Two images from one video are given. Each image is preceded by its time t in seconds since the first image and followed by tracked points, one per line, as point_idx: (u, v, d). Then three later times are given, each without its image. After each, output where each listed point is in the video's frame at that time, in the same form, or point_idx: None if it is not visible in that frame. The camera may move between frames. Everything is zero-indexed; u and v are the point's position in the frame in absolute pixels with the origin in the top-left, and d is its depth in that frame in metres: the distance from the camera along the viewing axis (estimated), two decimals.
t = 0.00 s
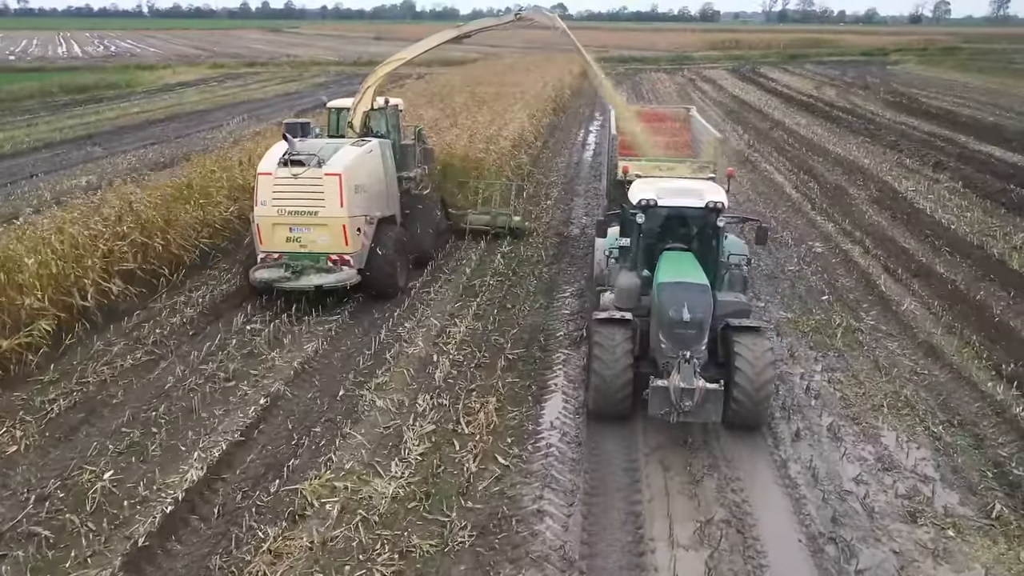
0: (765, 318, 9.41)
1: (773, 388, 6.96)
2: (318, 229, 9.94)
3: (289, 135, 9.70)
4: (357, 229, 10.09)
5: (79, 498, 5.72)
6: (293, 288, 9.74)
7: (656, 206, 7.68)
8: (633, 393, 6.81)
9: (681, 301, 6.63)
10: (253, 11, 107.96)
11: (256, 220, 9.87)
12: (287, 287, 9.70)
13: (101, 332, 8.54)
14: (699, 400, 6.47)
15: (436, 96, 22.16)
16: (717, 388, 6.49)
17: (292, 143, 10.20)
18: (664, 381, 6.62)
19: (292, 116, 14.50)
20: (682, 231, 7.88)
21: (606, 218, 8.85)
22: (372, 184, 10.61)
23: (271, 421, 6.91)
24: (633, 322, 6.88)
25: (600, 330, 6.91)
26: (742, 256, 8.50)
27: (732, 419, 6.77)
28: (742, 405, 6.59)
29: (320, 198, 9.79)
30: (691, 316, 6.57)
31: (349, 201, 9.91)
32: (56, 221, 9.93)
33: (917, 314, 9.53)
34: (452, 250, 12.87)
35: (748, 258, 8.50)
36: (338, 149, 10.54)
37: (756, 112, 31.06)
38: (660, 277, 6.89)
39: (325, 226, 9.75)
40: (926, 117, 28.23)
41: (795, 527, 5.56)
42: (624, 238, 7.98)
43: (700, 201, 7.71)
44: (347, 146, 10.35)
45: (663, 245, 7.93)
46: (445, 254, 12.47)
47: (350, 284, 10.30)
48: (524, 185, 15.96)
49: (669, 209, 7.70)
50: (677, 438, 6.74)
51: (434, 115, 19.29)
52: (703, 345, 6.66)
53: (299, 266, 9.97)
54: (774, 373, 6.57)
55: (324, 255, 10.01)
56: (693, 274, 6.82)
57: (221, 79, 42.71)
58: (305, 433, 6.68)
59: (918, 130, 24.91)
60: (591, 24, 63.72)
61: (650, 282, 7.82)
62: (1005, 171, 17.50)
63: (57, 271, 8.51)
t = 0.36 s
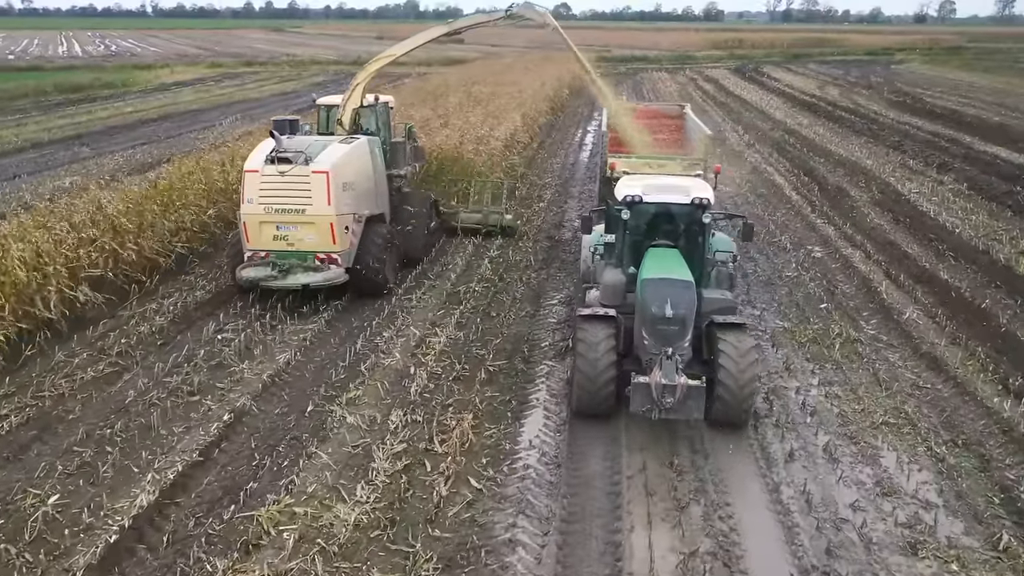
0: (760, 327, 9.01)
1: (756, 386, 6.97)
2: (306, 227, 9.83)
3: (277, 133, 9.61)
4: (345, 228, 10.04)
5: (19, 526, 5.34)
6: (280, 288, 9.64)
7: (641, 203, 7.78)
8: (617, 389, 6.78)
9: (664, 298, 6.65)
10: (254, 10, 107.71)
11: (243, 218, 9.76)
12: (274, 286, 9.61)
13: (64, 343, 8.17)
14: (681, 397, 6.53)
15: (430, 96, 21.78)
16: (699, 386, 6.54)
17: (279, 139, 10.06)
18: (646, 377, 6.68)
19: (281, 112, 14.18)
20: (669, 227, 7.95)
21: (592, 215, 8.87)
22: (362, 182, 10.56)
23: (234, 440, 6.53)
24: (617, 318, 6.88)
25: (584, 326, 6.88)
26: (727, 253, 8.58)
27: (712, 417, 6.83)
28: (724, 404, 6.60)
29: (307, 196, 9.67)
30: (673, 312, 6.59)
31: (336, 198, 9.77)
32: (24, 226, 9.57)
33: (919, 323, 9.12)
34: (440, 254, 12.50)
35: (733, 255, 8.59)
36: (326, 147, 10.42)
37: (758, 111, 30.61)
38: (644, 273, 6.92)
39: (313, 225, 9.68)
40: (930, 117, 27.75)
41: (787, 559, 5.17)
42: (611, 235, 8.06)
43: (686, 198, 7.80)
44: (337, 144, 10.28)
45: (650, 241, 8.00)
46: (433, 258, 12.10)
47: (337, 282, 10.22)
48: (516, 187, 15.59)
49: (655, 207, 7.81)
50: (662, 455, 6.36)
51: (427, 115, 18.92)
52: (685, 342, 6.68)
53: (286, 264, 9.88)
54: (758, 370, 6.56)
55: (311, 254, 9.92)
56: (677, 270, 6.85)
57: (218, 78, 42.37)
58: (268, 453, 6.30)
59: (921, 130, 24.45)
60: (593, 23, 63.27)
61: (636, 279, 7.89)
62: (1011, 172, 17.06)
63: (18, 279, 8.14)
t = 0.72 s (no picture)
0: (755, 342, 8.59)
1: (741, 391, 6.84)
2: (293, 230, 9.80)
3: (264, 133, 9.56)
4: (332, 231, 9.97)
5: None
6: (267, 290, 9.55)
7: (626, 202, 7.72)
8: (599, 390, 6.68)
9: (647, 297, 6.60)
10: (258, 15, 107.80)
11: (229, 220, 9.74)
12: (261, 288, 9.51)
13: (23, 357, 7.79)
14: (662, 397, 6.43)
15: (425, 101, 21.41)
16: (680, 385, 6.43)
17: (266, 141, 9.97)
18: (627, 378, 6.58)
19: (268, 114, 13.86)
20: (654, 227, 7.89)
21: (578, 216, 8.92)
22: (352, 184, 10.52)
23: (190, 464, 6.13)
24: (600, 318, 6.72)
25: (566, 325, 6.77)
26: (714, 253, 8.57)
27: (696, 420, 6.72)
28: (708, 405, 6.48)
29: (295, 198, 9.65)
30: (655, 312, 6.55)
31: (324, 202, 9.73)
32: None
33: (923, 338, 8.70)
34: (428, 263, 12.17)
35: (720, 255, 8.59)
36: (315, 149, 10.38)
37: (760, 116, 30.22)
38: (627, 272, 6.88)
39: (300, 227, 9.63)
40: (935, 122, 27.31)
41: None
42: (596, 234, 7.99)
43: (672, 198, 7.75)
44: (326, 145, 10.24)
45: (635, 241, 7.93)
46: (418, 267, 11.72)
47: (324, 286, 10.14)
48: (509, 193, 15.23)
49: (640, 206, 7.73)
50: (646, 481, 5.95)
51: (421, 119, 18.59)
52: (668, 342, 6.62)
53: (274, 267, 9.81)
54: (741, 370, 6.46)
55: (298, 257, 9.87)
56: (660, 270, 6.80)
57: (217, 82, 42.13)
58: (224, 480, 5.90)
59: (925, 135, 24.01)
60: (595, 28, 62.99)
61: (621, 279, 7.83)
62: (1018, 179, 16.63)
63: None
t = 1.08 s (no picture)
0: (749, 360, 8.19)
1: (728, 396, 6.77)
2: (280, 235, 9.61)
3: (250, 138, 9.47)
4: (319, 236, 9.79)
5: None
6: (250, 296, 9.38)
7: (611, 207, 7.61)
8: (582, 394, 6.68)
9: (629, 301, 6.59)
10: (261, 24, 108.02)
11: (214, 225, 9.55)
12: (245, 294, 9.34)
13: None
14: (644, 402, 6.41)
15: (419, 108, 21.09)
16: (662, 389, 6.41)
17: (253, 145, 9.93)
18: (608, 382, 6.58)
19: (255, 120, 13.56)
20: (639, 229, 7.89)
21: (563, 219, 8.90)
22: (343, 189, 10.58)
23: (141, 493, 5.75)
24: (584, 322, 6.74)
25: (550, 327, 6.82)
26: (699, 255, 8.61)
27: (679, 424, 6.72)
28: (692, 410, 6.44)
29: (281, 203, 9.45)
30: (637, 316, 6.55)
31: (310, 207, 9.54)
32: None
33: (925, 356, 8.31)
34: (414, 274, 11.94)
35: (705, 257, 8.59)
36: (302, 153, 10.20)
37: (762, 124, 29.86)
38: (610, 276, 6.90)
39: (286, 232, 9.42)
40: (940, 130, 26.91)
41: None
42: (582, 238, 7.94)
43: (657, 201, 7.64)
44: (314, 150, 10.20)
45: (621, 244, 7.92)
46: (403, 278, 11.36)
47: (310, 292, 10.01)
48: (502, 203, 14.90)
49: (626, 209, 7.64)
50: (626, 514, 5.57)
51: (414, 127, 18.27)
52: (651, 346, 6.63)
53: (259, 273, 9.65)
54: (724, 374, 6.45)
55: (285, 263, 9.70)
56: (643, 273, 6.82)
57: (217, 90, 41.92)
58: (175, 512, 5.51)
59: (930, 143, 23.59)
60: (598, 36, 62.74)
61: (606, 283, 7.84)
62: None
63: None
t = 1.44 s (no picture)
0: (742, 379, 7.77)
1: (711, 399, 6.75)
2: (264, 238, 9.54)
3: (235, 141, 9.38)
4: (304, 239, 9.71)
5: None
6: (236, 300, 9.31)
7: (597, 207, 7.82)
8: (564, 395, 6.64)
9: (611, 302, 6.61)
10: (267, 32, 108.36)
11: (200, 228, 9.48)
12: (232, 298, 9.27)
13: None
14: (624, 403, 6.39)
15: (415, 116, 20.76)
16: (644, 391, 6.38)
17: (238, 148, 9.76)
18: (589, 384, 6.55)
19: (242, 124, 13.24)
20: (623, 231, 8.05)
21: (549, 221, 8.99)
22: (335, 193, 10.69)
23: (82, 523, 5.35)
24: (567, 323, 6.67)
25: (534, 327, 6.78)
26: (683, 257, 8.77)
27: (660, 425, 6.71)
28: (674, 412, 6.39)
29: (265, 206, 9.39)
30: (619, 317, 6.56)
31: (295, 209, 9.46)
32: None
33: (928, 375, 7.88)
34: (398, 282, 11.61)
35: (691, 260, 8.83)
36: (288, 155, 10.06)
37: (766, 132, 29.45)
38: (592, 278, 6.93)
39: (271, 235, 9.41)
40: (948, 138, 26.44)
41: None
42: (568, 241, 8.06)
43: (642, 201, 7.84)
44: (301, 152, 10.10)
45: (606, 246, 8.05)
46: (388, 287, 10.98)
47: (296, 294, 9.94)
48: (495, 212, 14.54)
49: (612, 209, 7.85)
50: (602, 549, 5.16)
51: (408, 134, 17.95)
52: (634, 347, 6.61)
53: (244, 276, 9.55)
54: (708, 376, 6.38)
55: (270, 266, 9.63)
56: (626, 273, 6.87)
57: (218, 98, 41.75)
58: (115, 545, 5.11)
59: (937, 151, 23.11)
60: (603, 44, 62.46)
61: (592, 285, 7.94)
62: None
63: None
